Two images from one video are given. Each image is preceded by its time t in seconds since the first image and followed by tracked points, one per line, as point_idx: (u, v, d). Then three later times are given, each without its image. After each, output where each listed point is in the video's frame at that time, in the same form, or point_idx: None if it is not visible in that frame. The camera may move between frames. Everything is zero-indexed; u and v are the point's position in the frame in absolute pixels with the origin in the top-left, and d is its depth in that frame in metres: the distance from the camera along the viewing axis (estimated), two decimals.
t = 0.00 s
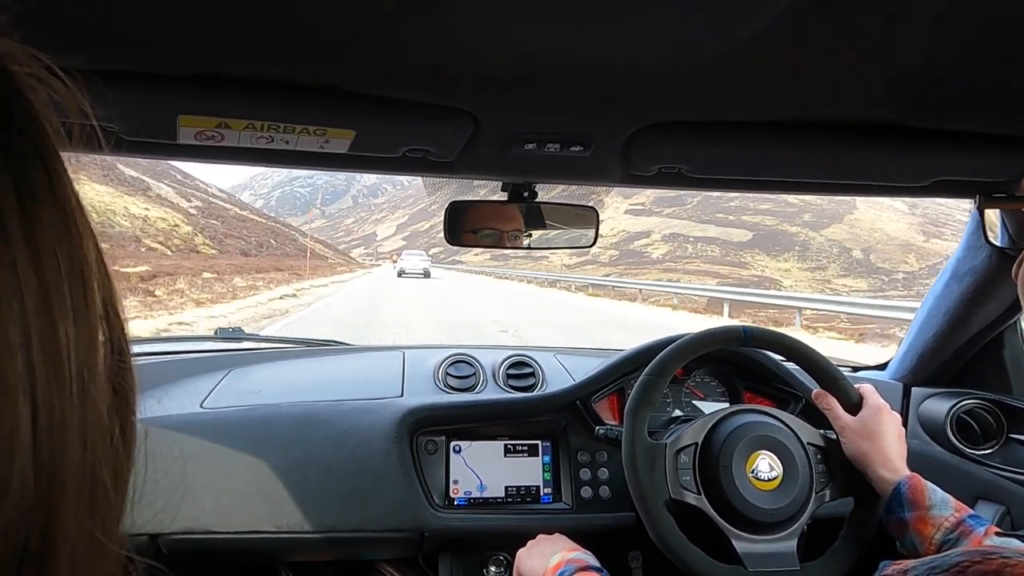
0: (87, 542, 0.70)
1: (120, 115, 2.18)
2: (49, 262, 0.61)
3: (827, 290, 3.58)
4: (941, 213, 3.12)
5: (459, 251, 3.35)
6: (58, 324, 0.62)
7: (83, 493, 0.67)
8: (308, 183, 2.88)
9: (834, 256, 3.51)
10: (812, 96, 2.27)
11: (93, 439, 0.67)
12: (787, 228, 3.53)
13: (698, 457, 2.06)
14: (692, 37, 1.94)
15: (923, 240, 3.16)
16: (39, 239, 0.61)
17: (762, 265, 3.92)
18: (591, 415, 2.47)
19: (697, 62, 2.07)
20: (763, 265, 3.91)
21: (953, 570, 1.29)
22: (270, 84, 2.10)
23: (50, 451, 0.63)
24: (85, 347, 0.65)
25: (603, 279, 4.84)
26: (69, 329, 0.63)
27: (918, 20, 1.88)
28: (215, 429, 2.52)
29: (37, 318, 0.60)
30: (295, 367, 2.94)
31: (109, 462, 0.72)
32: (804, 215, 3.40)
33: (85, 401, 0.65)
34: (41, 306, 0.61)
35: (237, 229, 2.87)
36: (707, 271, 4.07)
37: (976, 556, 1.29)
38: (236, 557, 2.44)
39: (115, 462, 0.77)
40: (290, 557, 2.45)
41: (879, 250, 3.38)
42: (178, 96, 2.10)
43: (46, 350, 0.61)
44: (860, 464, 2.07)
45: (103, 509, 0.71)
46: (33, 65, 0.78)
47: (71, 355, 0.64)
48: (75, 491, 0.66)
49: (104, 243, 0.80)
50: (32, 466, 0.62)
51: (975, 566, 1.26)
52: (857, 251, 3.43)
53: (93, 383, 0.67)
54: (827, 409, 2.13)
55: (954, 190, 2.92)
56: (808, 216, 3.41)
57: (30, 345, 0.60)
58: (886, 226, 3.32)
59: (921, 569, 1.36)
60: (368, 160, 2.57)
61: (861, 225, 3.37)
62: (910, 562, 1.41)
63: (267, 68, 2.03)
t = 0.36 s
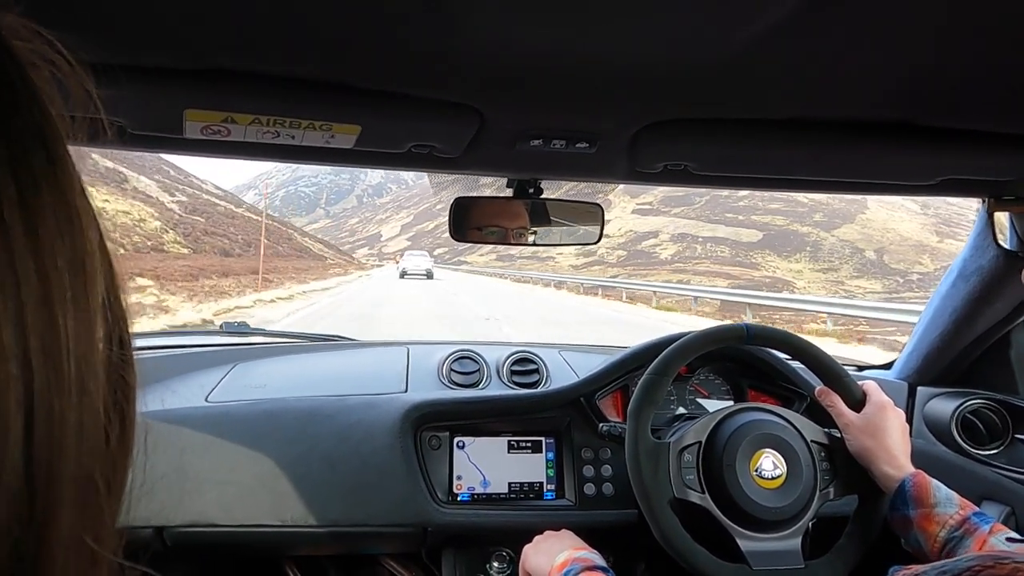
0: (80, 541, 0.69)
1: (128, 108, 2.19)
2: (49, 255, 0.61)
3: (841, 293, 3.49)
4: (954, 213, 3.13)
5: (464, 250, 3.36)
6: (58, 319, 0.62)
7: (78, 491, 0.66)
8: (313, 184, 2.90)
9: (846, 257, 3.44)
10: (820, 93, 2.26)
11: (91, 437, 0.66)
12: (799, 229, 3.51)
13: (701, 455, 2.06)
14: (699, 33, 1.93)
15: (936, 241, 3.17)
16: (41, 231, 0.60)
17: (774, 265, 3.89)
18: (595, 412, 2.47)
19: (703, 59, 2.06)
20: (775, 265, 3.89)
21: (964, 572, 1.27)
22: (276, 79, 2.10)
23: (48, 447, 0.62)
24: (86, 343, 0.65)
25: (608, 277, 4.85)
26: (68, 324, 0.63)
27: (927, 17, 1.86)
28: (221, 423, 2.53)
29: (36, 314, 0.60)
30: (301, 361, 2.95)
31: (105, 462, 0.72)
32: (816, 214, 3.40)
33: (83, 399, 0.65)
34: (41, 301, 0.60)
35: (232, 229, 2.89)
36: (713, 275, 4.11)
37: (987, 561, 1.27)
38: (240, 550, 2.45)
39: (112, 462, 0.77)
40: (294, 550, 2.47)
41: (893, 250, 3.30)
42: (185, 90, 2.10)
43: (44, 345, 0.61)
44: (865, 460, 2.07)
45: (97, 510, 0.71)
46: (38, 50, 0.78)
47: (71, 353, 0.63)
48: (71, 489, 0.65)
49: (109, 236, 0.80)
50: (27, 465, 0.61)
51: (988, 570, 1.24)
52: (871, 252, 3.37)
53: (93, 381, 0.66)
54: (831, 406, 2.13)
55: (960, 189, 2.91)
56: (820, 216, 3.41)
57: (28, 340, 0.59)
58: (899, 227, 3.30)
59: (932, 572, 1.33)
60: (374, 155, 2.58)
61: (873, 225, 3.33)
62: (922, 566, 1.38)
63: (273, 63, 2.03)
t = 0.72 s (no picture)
0: (78, 559, 0.70)
1: (132, 114, 2.20)
2: (45, 269, 0.61)
3: (855, 293, 3.63)
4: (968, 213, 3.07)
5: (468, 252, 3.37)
6: (53, 334, 0.62)
7: (73, 507, 0.66)
8: (317, 184, 2.89)
9: (859, 256, 3.57)
10: (823, 95, 2.26)
11: (85, 453, 0.67)
12: (810, 229, 3.56)
13: (704, 458, 2.06)
14: (701, 36, 1.94)
15: (950, 241, 3.12)
16: (38, 246, 0.61)
17: (785, 266, 3.96)
18: (598, 414, 2.47)
19: (706, 61, 2.06)
20: (785, 265, 3.97)
21: None
22: (280, 83, 2.11)
23: (42, 463, 0.62)
24: (82, 358, 0.65)
25: (613, 279, 4.86)
26: (64, 341, 0.63)
27: (930, 19, 1.86)
28: (224, 426, 2.54)
29: (31, 331, 0.60)
30: (304, 365, 2.96)
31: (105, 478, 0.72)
32: (826, 215, 3.39)
33: (80, 415, 0.65)
34: (38, 316, 0.61)
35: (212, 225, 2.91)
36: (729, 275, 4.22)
37: (999, 565, 1.26)
38: (245, 553, 2.46)
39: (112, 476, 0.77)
40: (297, 553, 2.47)
41: (907, 250, 3.29)
42: (189, 94, 2.11)
43: (40, 362, 0.61)
44: (870, 461, 2.05)
45: (96, 527, 0.71)
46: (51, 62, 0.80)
47: (67, 368, 0.64)
48: (66, 505, 0.65)
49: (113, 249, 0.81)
50: (23, 483, 0.61)
51: None
52: (885, 253, 3.45)
53: (91, 397, 0.67)
54: (834, 408, 2.12)
55: (964, 190, 2.91)
56: (830, 216, 3.40)
57: (22, 356, 0.59)
58: (912, 227, 3.27)
59: None
60: (377, 159, 2.58)
61: (886, 226, 3.36)
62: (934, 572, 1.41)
63: (276, 67, 2.04)
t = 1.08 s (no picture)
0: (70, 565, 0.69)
1: (136, 116, 2.21)
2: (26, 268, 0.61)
3: (869, 295, 3.47)
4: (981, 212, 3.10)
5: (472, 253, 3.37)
6: (37, 332, 0.62)
7: (60, 510, 0.66)
8: (321, 184, 2.91)
9: (871, 256, 3.47)
10: (825, 96, 2.25)
11: (73, 454, 0.66)
12: (820, 229, 3.42)
13: (708, 460, 2.05)
14: (703, 37, 1.94)
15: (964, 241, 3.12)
16: (17, 243, 0.61)
17: (797, 266, 3.65)
18: (601, 415, 2.47)
19: (706, 61, 2.06)
20: (795, 265, 3.70)
21: None
22: (282, 85, 2.11)
23: (23, 461, 0.62)
24: (67, 356, 0.65)
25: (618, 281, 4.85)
26: (48, 340, 0.63)
27: (931, 19, 1.86)
28: (227, 427, 2.54)
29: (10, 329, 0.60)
30: (308, 366, 2.96)
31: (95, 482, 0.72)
32: (835, 215, 3.33)
33: (65, 417, 0.65)
34: (17, 315, 0.61)
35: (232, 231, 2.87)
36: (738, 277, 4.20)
37: None
38: (249, 554, 2.46)
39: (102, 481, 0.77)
40: (301, 554, 2.47)
41: (920, 250, 3.23)
42: (192, 96, 2.12)
43: (21, 360, 0.61)
44: (874, 461, 2.04)
45: (85, 532, 0.71)
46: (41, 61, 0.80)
47: (52, 368, 0.64)
48: (51, 506, 0.65)
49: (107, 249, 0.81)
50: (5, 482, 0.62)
51: None
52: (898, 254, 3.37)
53: (78, 398, 0.66)
54: (837, 408, 2.11)
55: (969, 190, 2.90)
56: (841, 216, 3.34)
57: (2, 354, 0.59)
58: (925, 227, 3.25)
59: None
60: (381, 160, 2.59)
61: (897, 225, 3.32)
62: None
63: (278, 69, 2.04)
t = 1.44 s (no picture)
0: (79, 553, 0.72)
1: (139, 118, 2.21)
2: (48, 269, 0.63)
3: (884, 295, 3.44)
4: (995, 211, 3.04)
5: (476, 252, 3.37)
6: (57, 331, 0.63)
7: (77, 500, 0.68)
8: (325, 184, 2.90)
9: (884, 257, 3.43)
10: (829, 94, 2.25)
11: (87, 446, 0.68)
12: (834, 229, 3.43)
13: (713, 461, 2.05)
14: (705, 36, 1.93)
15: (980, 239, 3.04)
16: (40, 242, 0.62)
17: (808, 266, 3.84)
18: (605, 416, 2.47)
19: (709, 60, 2.05)
20: (807, 266, 3.86)
21: None
22: (284, 86, 2.11)
23: (43, 452, 0.64)
24: (84, 352, 0.67)
25: (624, 280, 4.85)
26: (67, 335, 0.64)
27: (935, 16, 1.85)
28: (232, 429, 2.54)
29: (33, 325, 0.61)
30: (312, 368, 2.96)
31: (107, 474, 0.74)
32: (847, 214, 3.30)
33: (82, 413, 0.67)
34: (40, 312, 0.62)
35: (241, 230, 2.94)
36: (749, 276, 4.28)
37: None
38: (253, 556, 2.46)
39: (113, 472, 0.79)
40: (306, 556, 2.47)
41: (934, 250, 3.15)
42: (194, 99, 2.12)
43: (42, 356, 0.62)
44: (880, 460, 2.02)
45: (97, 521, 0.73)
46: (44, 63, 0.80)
47: (71, 365, 0.65)
48: (68, 496, 0.67)
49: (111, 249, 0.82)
50: (25, 477, 0.64)
51: None
52: (911, 253, 3.27)
53: (91, 392, 0.68)
54: (843, 408, 2.09)
55: (974, 188, 2.89)
56: (853, 215, 3.30)
57: (23, 349, 0.61)
58: (938, 226, 3.18)
59: None
60: (384, 161, 2.59)
61: (909, 224, 3.27)
62: None
63: (280, 70, 2.04)
